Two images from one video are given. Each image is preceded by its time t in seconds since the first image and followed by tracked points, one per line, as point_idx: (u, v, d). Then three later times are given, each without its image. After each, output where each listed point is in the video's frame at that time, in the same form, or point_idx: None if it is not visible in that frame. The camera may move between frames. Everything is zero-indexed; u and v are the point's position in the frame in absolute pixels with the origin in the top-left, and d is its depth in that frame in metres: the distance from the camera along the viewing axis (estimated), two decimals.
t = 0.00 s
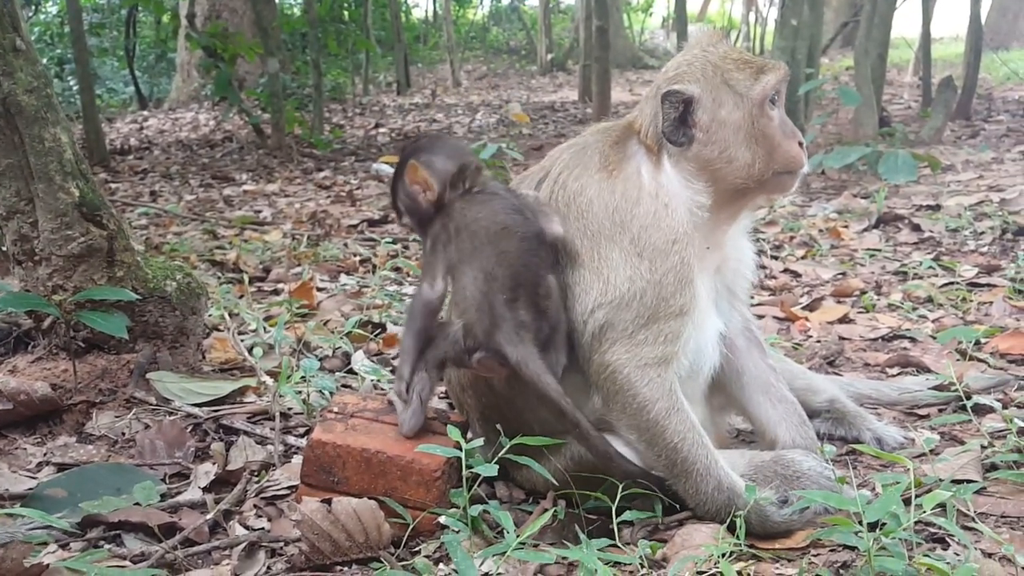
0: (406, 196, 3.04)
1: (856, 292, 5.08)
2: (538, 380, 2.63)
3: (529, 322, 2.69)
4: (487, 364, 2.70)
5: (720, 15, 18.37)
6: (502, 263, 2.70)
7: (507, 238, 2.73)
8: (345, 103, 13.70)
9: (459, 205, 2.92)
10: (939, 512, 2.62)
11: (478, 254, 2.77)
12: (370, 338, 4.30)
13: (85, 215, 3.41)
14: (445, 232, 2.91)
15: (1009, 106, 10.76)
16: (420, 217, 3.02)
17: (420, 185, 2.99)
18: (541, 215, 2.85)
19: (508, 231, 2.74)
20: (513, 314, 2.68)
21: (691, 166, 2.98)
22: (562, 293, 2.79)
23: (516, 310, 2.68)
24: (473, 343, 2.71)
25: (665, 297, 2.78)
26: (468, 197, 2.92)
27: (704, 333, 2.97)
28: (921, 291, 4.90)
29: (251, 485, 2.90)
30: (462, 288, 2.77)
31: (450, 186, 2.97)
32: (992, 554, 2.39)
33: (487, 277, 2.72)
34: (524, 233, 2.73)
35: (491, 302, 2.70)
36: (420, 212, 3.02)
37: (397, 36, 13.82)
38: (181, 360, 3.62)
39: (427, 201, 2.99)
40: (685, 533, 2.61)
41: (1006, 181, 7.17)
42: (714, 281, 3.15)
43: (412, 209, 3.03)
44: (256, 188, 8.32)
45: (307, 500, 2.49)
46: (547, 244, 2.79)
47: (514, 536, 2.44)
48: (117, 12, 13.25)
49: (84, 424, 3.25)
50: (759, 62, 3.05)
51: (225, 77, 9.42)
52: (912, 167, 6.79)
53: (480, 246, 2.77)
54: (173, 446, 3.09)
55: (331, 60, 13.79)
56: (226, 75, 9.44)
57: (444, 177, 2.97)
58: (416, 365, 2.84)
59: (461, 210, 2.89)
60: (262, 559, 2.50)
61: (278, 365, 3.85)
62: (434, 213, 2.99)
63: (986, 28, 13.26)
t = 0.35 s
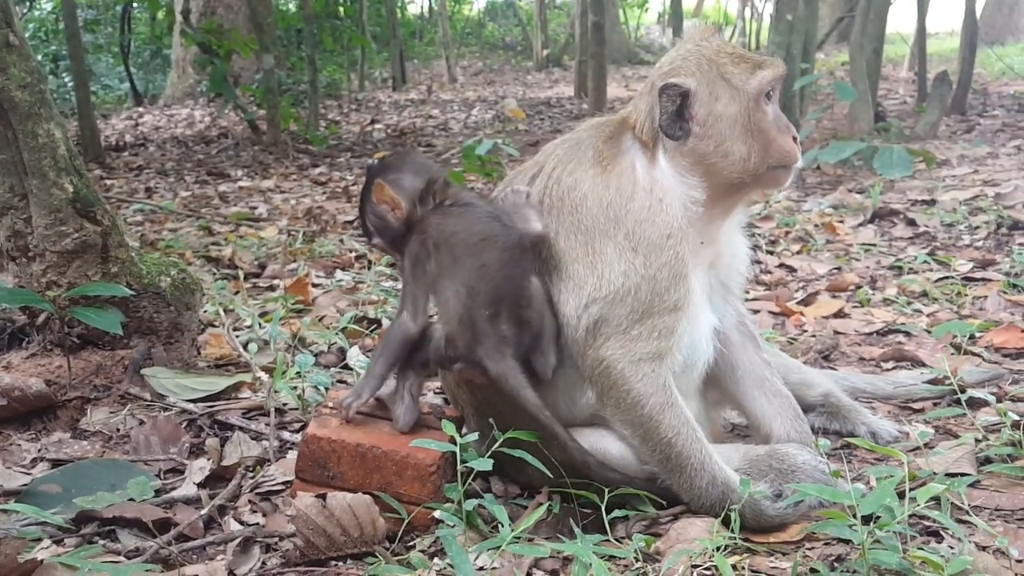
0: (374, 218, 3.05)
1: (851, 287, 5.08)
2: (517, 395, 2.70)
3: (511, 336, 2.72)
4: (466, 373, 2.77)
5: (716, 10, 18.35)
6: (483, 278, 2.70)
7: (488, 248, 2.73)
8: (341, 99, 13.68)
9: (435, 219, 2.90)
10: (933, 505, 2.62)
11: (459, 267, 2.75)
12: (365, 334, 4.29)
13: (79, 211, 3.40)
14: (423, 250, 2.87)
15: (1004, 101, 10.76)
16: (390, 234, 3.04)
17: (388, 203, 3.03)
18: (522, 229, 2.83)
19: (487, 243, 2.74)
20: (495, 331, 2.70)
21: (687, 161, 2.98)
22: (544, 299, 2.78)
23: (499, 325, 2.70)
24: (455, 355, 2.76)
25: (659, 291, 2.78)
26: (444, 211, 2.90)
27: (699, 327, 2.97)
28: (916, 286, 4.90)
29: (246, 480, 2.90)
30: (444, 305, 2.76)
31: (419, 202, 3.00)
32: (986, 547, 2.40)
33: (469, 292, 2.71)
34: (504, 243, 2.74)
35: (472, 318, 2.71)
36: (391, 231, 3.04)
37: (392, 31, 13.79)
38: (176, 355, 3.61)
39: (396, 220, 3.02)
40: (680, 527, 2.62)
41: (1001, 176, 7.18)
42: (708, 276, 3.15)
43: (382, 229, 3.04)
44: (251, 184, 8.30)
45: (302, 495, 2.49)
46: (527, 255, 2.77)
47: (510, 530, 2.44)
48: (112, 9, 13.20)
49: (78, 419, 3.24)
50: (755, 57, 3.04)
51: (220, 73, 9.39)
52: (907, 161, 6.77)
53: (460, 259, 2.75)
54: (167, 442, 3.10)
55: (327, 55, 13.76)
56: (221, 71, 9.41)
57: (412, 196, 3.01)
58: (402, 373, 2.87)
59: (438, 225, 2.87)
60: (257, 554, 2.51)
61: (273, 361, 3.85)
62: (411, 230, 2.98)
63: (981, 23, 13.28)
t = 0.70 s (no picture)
0: (342, 230, 2.84)
1: (848, 285, 5.09)
2: (492, 399, 2.67)
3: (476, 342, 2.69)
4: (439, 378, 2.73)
5: (713, 8, 18.35)
6: (443, 285, 2.64)
7: (448, 253, 2.68)
8: (337, 97, 13.67)
9: (397, 229, 2.80)
10: (931, 503, 2.63)
11: (420, 277, 2.67)
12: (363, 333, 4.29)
13: (77, 211, 3.40)
14: (390, 261, 2.77)
15: (1000, 98, 10.78)
16: (360, 247, 2.86)
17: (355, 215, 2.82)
18: (483, 232, 2.79)
19: (449, 248, 2.69)
20: (461, 336, 2.66)
21: (684, 160, 2.98)
22: (516, 302, 2.74)
23: (465, 330, 2.66)
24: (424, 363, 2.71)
25: (656, 290, 2.80)
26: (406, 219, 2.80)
27: (697, 326, 2.99)
28: (913, 284, 4.91)
29: (244, 479, 2.90)
30: (407, 314, 2.68)
31: (386, 213, 2.84)
32: (983, 545, 2.41)
33: (431, 301, 2.64)
34: (463, 249, 2.69)
35: (439, 327, 2.64)
36: (360, 243, 2.85)
37: (389, 29, 13.78)
38: (173, 355, 3.61)
39: (365, 231, 2.82)
40: (678, 526, 2.63)
41: (998, 174, 7.19)
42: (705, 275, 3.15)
43: (351, 241, 2.85)
44: (248, 182, 8.30)
45: (301, 495, 2.49)
46: (485, 263, 2.71)
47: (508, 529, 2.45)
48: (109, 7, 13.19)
49: (77, 419, 3.24)
50: (753, 58, 3.04)
51: (216, 71, 9.39)
52: (903, 159, 6.76)
53: (421, 268, 2.68)
54: (166, 441, 3.10)
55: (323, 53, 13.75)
56: (218, 69, 9.40)
57: (379, 207, 2.85)
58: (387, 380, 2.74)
59: (405, 234, 2.76)
60: (256, 554, 2.51)
61: (271, 360, 3.85)
62: (380, 242, 2.82)
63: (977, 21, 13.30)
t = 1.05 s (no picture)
0: (320, 250, 2.82)
1: (847, 292, 5.10)
2: (488, 404, 2.67)
3: (473, 344, 2.70)
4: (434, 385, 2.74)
5: (714, 13, 18.38)
6: (435, 290, 2.68)
7: (438, 256, 2.73)
8: (339, 98, 13.68)
9: (380, 239, 2.80)
10: (927, 513, 2.63)
11: (411, 285, 2.70)
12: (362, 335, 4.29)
13: (77, 210, 3.41)
14: (374, 271, 2.78)
15: (1000, 106, 10.80)
16: (340, 265, 2.83)
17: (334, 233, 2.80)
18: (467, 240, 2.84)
19: (439, 253, 2.73)
20: (457, 339, 2.67)
21: (687, 165, 2.97)
22: (508, 305, 2.78)
23: (460, 332, 2.68)
24: (419, 368, 2.72)
25: (655, 293, 2.78)
26: (389, 228, 2.81)
27: (695, 331, 2.98)
28: (912, 292, 4.92)
29: (241, 481, 2.90)
30: (399, 321, 2.71)
31: (366, 227, 2.83)
32: (979, 555, 2.41)
33: (424, 307, 2.68)
34: (451, 252, 2.74)
35: (433, 330, 2.67)
36: (342, 261, 2.83)
37: (391, 31, 13.80)
38: (172, 355, 3.61)
39: (346, 249, 2.80)
40: (674, 533, 2.63)
41: (997, 183, 7.20)
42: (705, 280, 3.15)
43: (332, 261, 2.83)
44: (248, 182, 8.30)
45: (297, 497, 2.50)
46: (473, 264, 2.77)
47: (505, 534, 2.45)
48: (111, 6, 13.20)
49: (75, 418, 3.24)
50: (755, 66, 3.04)
51: (218, 71, 9.39)
52: (903, 167, 6.77)
53: (412, 277, 2.71)
54: (163, 442, 3.10)
55: (325, 54, 13.77)
56: (219, 69, 9.40)
57: (357, 221, 2.82)
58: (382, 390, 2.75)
59: (390, 243, 2.78)
60: (252, 556, 2.51)
61: (269, 361, 3.85)
62: (366, 254, 2.80)
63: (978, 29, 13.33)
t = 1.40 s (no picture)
0: (322, 247, 2.84)
1: (845, 300, 5.10)
2: (483, 411, 2.66)
3: (473, 350, 2.68)
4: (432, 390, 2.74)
5: (713, 18, 18.42)
6: (437, 295, 2.68)
7: (443, 259, 2.73)
8: (338, 102, 13.69)
9: (384, 238, 2.80)
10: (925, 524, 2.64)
11: (414, 288, 2.70)
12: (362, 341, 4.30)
13: (77, 217, 3.41)
14: (378, 271, 2.78)
15: (999, 113, 10.82)
16: (343, 261, 2.84)
17: (336, 231, 2.82)
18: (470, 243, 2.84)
19: (443, 257, 2.73)
20: (458, 345, 2.66)
21: (692, 168, 2.98)
22: (509, 310, 2.72)
23: (460, 339, 2.67)
24: (418, 372, 2.72)
25: (659, 282, 2.78)
26: (392, 227, 2.81)
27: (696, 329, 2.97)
28: (910, 300, 4.93)
29: (240, 489, 2.90)
30: (400, 324, 2.72)
31: (369, 225, 2.84)
32: (977, 565, 2.42)
33: (426, 312, 2.68)
34: (455, 257, 2.74)
35: (434, 337, 2.67)
36: (344, 259, 2.84)
37: (391, 35, 13.81)
38: (171, 362, 3.61)
39: (348, 246, 2.82)
40: (671, 541, 2.59)
41: (996, 190, 7.21)
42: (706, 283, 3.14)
43: (335, 258, 2.84)
44: (247, 187, 8.30)
45: (296, 506, 2.49)
46: (478, 270, 2.77)
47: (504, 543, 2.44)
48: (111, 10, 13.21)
49: (73, 425, 3.24)
50: (761, 79, 3.07)
51: (218, 75, 9.40)
52: (901, 174, 6.78)
53: (415, 279, 2.71)
54: (162, 449, 3.10)
55: (324, 59, 13.78)
56: (219, 73, 9.41)
57: (361, 219, 2.82)
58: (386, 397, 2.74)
59: (395, 244, 2.77)
60: (251, 564, 2.51)
61: (268, 368, 3.86)
62: (370, 250, 2.81)
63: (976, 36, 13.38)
